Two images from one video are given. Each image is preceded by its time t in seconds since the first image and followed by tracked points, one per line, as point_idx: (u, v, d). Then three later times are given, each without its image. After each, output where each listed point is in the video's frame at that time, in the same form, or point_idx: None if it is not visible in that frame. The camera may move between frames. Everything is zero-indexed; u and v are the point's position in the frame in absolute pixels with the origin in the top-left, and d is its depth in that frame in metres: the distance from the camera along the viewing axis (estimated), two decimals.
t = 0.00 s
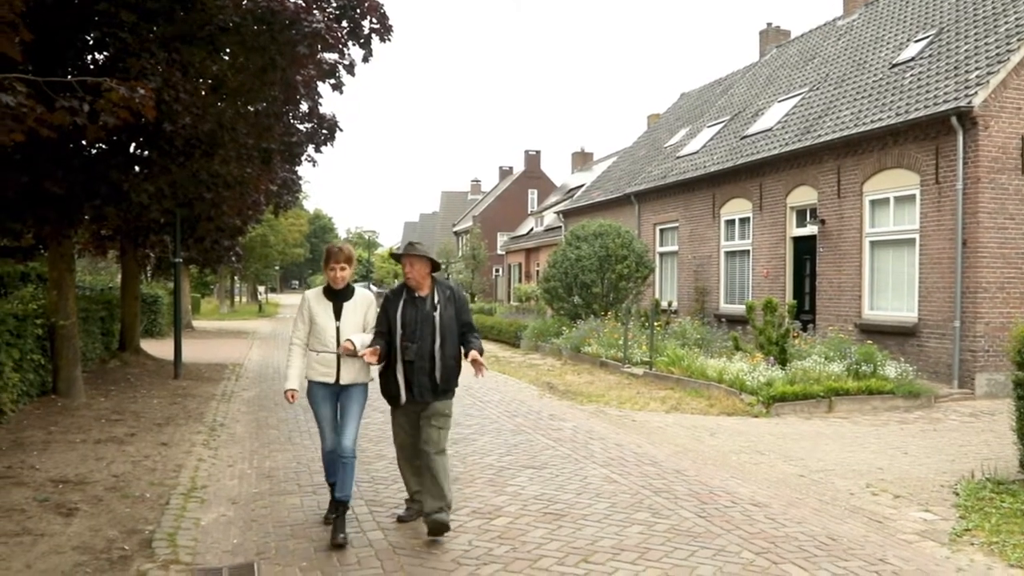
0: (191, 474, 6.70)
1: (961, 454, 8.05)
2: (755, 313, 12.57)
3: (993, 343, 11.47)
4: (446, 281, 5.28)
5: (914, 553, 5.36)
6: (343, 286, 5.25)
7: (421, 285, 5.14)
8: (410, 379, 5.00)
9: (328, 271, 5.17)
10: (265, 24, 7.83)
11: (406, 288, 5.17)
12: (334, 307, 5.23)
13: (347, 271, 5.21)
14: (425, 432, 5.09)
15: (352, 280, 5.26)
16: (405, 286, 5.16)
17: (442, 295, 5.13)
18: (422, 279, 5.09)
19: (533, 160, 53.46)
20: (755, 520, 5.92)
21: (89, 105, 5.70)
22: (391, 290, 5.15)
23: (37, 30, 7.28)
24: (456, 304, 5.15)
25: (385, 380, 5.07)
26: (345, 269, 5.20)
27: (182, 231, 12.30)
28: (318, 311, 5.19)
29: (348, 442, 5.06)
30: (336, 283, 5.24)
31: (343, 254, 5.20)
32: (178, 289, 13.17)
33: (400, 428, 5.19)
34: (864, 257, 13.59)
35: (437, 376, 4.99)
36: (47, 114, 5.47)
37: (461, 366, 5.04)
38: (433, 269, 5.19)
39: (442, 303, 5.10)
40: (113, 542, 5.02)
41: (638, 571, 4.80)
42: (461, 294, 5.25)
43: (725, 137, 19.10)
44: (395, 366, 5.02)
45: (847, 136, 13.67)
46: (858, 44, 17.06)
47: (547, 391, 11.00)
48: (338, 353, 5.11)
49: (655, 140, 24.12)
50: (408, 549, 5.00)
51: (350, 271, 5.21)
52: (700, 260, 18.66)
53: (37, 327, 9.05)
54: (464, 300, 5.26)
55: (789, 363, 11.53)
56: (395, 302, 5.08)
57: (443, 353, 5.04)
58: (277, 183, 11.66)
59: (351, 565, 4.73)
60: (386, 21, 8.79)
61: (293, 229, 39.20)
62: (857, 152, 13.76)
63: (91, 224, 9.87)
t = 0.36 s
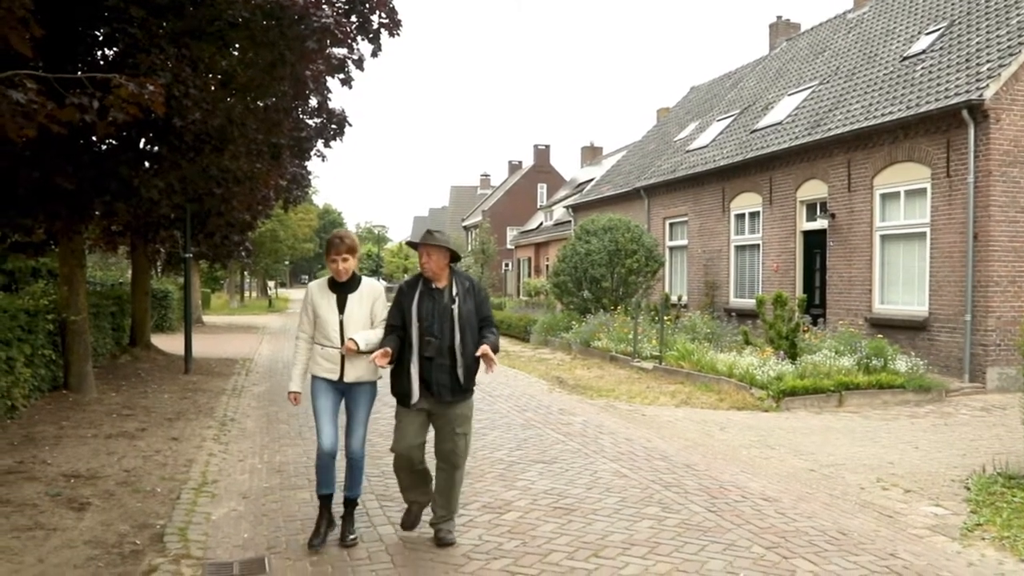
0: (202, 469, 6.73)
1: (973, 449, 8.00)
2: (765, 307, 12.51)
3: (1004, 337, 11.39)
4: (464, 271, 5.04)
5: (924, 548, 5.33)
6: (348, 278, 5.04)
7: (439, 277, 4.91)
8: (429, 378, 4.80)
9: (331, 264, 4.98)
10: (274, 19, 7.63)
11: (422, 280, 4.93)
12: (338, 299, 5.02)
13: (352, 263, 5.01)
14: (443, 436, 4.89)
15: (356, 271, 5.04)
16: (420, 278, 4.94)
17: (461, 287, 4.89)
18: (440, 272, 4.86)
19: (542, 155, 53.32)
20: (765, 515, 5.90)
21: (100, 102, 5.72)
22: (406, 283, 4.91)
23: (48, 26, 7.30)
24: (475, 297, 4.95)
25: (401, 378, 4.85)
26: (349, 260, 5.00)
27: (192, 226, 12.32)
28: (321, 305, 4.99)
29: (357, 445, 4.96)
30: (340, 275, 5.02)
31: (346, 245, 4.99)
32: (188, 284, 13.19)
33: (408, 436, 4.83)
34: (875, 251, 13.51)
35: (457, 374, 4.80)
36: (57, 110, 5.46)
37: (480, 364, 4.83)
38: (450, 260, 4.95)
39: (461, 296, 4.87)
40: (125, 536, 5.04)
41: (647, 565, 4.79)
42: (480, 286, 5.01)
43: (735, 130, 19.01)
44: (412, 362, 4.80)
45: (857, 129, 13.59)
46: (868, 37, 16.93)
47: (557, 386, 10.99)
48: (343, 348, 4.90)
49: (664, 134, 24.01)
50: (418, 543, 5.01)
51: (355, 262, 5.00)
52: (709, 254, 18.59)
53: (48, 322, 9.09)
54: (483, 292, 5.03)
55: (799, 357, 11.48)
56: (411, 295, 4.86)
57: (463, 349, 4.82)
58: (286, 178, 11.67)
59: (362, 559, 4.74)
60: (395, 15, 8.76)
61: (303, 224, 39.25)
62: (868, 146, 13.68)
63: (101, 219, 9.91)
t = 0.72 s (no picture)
0: (214, 463, 6.75)
1: (986, 444, 7.94)
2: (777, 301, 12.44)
3: (1018, 332, 11.30)
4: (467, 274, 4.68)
5: (937, 543, 5.29)
6: (342, 276, 4.63)
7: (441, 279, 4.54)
8: (434, 389, 4.40)
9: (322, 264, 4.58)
10: (284, 15, 7.58)
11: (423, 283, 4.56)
12: (330, 301, 4.59)
13: (345, 258, 4.62)
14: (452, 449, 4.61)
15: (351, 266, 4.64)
16: (420, 279, 4.56)
17: (465, 290, 4.53)
18: (442, 273, 4.49)
19: (553, 149, 53.27)
20: (777, 510, 5.87)
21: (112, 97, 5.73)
22: (406, 287, 4.54)
23: (60, 23, 7.32)
24: (480, 301, 4.57)
25: (403, 392, 4.45)
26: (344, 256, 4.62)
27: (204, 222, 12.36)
28: (313, 308, 4.59)
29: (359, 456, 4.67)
30: (333, 274, 4.61)
31: (338, 240, 4.57)
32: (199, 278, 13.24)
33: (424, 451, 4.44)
34: (887, 246, 13.41)
35: (464, 384, 4.42)
36: (69, 105, 5.45)
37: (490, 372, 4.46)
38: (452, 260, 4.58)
39: (466, 299, 4.51)
40: (138, 530, 5.07)
41: (659, 561, 4.78)
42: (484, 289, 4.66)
43: (747, 125, 18.91)
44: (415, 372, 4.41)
45: (869, 123, 13.50)
46: (881, 30, 16.79)
47: (568, 381, 10.97)
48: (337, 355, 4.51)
49: (676, 129, 23.92)
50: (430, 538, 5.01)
51: (347, 256, 4.61)
52: (721, 249, 18.52)
53: (61, 317, 9.14)
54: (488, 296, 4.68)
55: (811, 352, 11.43)
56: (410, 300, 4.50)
57: (470, 357, 4.45)
58: (298, 173, 11.69)
59: (374, 554, 4.74)
60: (405, 10, 8.74)
61: (315, 219, 39.39)
62: (880, 140, 13.57)
63: (114, 215, 9.94)
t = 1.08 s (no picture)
0: (229, 458, 6.78)
1: (1004, 441, 7.85)
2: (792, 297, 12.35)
3: None
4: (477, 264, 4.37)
5: (954, 541, 5.24)
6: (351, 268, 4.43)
7: (445, 271, 4.25)
8: (435, 389, 4.13)
9: (332, 254, 4.36)
10: (299, 11, 7.42)
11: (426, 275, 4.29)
12: (327, 296, 4.36)
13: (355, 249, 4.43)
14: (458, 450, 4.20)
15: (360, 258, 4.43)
16: (424, 272, 4.28)
17: (471, 282, 4.22)
18: (446, 264, 4.21)
19: (568, 145, 53.14)
20: (793, 507, 5.82)
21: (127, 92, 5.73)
22: (407, 280, 4.27)
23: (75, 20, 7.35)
24: (488, 293, 4.25)
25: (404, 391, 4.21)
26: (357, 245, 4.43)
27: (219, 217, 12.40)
28: (307, 304, 4.36)
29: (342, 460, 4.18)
30: (338, 266, 4.40)
31: (349, 228, 4.38)
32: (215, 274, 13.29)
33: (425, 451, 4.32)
34: (904, 241, 13.28)
35: (467, 384, 4.11)
36: (85, 102, 5.47)
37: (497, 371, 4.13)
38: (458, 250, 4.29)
39: (471, 293, 4.19)
40: (154, 525, 5.09)
41: (674, 558, 4.75)
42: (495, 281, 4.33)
43: (762, 120, 18.78)
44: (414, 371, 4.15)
45: (886, 118, 13.37)
46: (898, 24, 16.62)
47: (582, 376, 10.94)
48: (335, 356, 4.28)
49: (691, 124, 23.80)
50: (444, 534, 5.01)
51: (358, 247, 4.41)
52: (736, 245, 18.41)
53: (78, 313, 9.20)
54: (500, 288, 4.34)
55: (827, 348, 11.34)
56: (412, 294, 4.22)
57: (474, 355, 4.13)
58: (312, 169, 11.70)
59: (389, 549, 4.74)
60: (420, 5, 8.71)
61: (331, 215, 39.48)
62: (897, 135, 13.44)
63: (130, 210, 9.99)
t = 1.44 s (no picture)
0: (250, 455, 6.81)
1: None
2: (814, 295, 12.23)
3: None
4: (504, 262, 4.04)
5: (976, 541, 5.16)
6: (353, 267, 4.20)
7: (468, 270, 3.95)
8: (450, 399, 3.86)
9: (332, 251, 4.13)
10: (319, 8, 7.37)
11: (447, 274, 4.00)
12: (324, 296, 4.14)
13: (358, 246, 4.20)
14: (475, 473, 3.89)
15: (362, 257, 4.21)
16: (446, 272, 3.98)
17: (493, 283, 3.90)
18: (469, 263, 3.91)
19: (588, 141, 52.98)
20: (814, 506, 5.76)
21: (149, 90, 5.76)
22: (427, 279, 4.01)
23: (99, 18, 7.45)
24: (513, 296, 3.92)
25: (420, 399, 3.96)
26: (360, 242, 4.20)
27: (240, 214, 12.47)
28: (303, 304, 4.13)
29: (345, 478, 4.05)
30: (338, 264, 4.18)
31: (352, 223, 4.16)
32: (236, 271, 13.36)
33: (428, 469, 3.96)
34: (927, 238, 13.11)
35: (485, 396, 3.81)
36: (107, 100, 5.50)
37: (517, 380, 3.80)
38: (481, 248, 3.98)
39: (492, 295, 3.88)
40: (175, 520, 5.12)
41: (693, 556, 4.71)
42: (522, 282, 3.99)
43: (783, 116, 18.61)
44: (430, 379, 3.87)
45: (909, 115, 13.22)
46: (921, 19, 16.40)
47: (602, 374, 10.89)
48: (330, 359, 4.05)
49: (712, 121, 23.64)
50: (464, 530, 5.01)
51: (361, 244, 4.18)
52: (757, 242, 18.27)
53: (100, 309, 9.28)
54: (527, 289, 3.99)
55: (849, 347, 11.22)
56: (431, 296, 3.94)
57: (493, 363, 3.81)
58: (333, 166, 11.73)
59: (409, 546, 4.74)
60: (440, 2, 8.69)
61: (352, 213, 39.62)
62: (920, 131, 13.28)
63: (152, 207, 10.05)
